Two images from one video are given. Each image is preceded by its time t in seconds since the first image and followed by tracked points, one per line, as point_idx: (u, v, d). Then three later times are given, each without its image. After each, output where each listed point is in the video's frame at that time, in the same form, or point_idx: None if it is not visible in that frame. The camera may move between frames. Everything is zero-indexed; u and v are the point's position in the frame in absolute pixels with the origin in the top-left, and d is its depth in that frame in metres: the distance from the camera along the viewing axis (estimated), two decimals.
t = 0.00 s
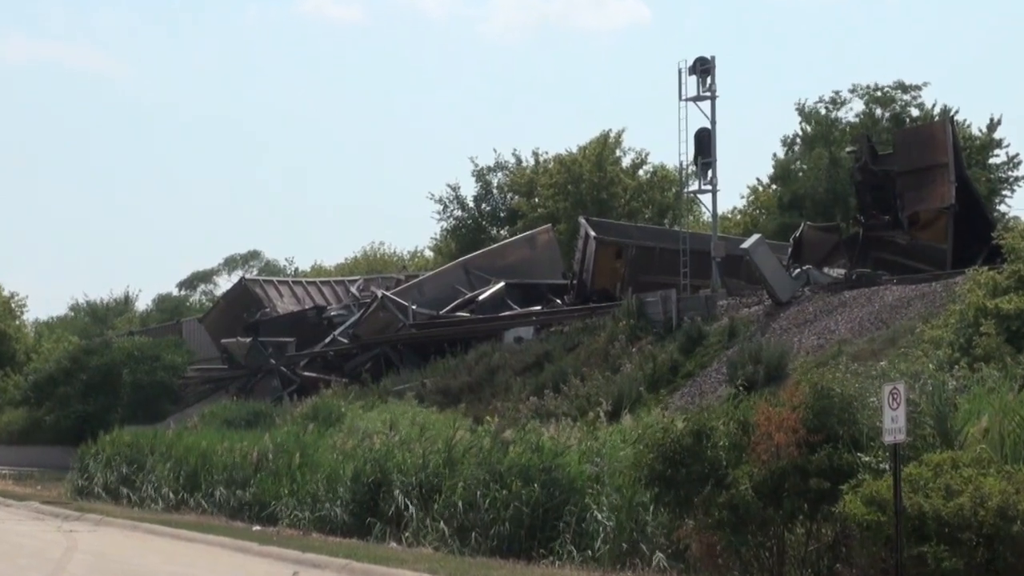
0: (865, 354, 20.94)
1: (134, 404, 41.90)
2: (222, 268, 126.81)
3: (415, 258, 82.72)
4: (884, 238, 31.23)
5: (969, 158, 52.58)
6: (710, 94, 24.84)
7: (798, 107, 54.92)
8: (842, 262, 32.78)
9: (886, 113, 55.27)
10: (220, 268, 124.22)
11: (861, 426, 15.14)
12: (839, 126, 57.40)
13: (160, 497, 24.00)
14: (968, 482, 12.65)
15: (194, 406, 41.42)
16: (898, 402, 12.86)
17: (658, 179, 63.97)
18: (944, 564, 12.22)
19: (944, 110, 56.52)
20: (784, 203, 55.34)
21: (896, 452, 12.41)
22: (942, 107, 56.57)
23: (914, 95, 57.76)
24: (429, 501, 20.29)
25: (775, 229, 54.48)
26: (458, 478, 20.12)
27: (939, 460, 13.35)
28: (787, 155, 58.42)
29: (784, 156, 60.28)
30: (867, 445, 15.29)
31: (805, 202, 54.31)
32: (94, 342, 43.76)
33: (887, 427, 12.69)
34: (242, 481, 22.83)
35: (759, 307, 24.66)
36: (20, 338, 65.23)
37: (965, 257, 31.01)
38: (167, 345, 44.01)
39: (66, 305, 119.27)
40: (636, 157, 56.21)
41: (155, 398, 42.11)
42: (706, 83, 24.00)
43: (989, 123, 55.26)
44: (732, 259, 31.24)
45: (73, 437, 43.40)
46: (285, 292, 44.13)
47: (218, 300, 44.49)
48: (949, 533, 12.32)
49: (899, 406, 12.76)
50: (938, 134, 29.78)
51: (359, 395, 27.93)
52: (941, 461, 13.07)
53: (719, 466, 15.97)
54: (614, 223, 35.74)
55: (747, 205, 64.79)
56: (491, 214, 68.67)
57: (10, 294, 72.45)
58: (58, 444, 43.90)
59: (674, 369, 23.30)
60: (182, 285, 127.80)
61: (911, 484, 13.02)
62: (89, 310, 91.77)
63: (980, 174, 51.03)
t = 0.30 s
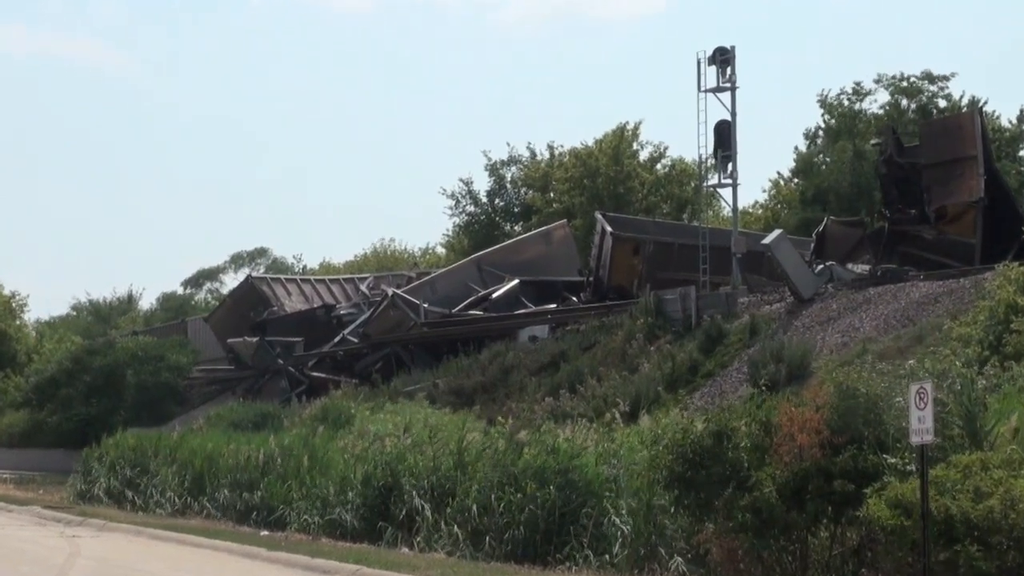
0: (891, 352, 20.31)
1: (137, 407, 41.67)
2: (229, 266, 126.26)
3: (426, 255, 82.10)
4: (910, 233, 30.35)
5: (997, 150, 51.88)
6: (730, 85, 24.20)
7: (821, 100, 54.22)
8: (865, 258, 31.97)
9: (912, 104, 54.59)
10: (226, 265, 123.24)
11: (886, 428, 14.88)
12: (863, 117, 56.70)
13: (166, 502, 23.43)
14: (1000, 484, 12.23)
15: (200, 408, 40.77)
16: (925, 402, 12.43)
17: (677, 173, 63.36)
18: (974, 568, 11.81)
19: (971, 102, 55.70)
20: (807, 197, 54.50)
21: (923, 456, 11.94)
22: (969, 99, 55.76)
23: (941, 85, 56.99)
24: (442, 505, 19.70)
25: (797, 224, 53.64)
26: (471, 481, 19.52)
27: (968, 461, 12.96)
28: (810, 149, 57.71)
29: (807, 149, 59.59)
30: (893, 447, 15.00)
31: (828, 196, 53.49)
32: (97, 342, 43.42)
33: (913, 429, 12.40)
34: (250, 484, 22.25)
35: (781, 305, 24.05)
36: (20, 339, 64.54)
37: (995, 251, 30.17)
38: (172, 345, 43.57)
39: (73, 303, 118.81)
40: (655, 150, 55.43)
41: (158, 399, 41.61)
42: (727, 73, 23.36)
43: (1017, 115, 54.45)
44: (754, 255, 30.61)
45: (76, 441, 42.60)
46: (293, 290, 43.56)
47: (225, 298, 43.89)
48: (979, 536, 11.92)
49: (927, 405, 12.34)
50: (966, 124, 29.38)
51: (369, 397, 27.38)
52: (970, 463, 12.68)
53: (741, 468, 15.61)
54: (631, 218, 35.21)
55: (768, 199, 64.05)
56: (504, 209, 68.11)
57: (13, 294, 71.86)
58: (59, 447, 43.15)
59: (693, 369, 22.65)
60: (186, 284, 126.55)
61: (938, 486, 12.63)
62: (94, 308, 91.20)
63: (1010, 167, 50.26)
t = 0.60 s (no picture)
0: (919, 352, 19.64)
1: (141, 407, 40.94)
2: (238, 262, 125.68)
3: (439, 252, 81.38)
4: (938, 228, 29.64)
5: None
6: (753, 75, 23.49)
7: (846, 91, 53.14)
8: (892, 255, 31.27)
9: (941, 96, 53.84)
10: (232, 261, 122.31)
11: (914, 429, 14.35)
12: (889, 109, 55.97)
13: (171, 506, 22.86)
14: None
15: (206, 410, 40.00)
16: (955, 402, 11.92)
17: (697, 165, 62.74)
18: None
19: (1001, 93, 54.85)
20: (831, 192, 53.10)
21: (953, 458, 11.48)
22: (1000, 90, 54.89)
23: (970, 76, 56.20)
24: (455, 510, 19.09)
25: (821, 219, 52.36)
26: (486, 485, 18.94)
27: (1000, 460, 12.39)
28: (833, 142, 56.58)
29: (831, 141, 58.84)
30: (921, 449, 14.50)
31: (854, 190, 52.14)
32: (101, 342, 42.93)
33: (942, 429, 11.92)
34: (258, 487, 21.67)
35: (805, 303, 23.40)
36: (20, 339, 64.09)
37: None
38: (177, 344, 43.05)
39: (82, 300, 118.31)
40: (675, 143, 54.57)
41: (161, 400, 41.04)
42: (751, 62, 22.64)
43: None
44: (775, 251, 30.07)
45: (78, 443, 42.01)
46: (302, 288, 42.96)
47: (231, 296, 43.17)
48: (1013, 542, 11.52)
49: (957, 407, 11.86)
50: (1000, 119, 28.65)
51: (380, 398, 26.79)
52: (1003, 464, 12.13)
53: (762, 471, 15.03)
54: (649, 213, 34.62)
55: (791, 194, 63.12)
56: (519, 204, 67.53)
57: (16, 291, 71.39)
58: (61, 450, 42.50)
59: (714, 369, 22.02)
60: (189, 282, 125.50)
61: (968, 488, 12.16)
62: (95, 307, 90.69)
63: None
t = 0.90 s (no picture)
0: (948, 352, 18.94)
1: (144, 408, 40.45)
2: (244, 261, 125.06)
3: (451, 249, 80.50)
4: (967, 224, 28.69)
5: None
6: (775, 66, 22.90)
7: (871, 82, 51.31)
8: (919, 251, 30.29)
9: (969, 87, 53.10)
10: (238, 259, 121.13)
11: (942, 430, 14.02)
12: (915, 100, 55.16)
13: (176, 510, 22.33)
14: None
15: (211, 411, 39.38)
16: (985, 403, 11.28)
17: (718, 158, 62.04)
18: None
19: None
20: (856, 185, 51.33)
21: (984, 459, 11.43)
22: None
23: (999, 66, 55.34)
24: (468, 514, 18.51)
25: (847, 215, 50.48)
26: (501, 488, 18.39)
27: None
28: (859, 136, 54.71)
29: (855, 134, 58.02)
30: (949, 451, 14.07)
31: (879, 185, 50.19)
32: (104, 342, 42.44)
33: (971, 431, 11.33)
34: (265, 491, 21.11)
35: (828, 301, 22.74)
36: (20, 338, 63.79)
37: None
38: (181, 344, 42.53)
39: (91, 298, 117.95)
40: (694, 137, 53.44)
41: (164, 401, 40.52)
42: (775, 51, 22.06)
43: None
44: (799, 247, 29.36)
45: (79, 445, 41.34)
46: (309, 286, 42.38)
47: (237, 294, 42.56)
48: None
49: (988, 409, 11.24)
50: None
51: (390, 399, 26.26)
52: None
53: (786, 474, 14.55)
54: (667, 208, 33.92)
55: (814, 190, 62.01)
56: (534, 200, 66.90)
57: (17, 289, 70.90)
58: (63, 452, 41.83)
59: (735, 369, 21.41)
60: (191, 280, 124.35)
61: (1001, 492, 12.09)
62: (97, 306, 90.10)
63: None
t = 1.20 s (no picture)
0: (977, 352, 18.35)
1: (147, 410, 40.09)
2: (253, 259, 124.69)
3: (464, 246, 79.73)
4: (998, 220, 27.91)
5: None
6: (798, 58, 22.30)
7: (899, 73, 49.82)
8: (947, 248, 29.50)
9: (999, 78, 52.41)
10: (246, 255, 120.19)
11: (972, 432, 13.45)
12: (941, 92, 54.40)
13: (178, 515, 21.77)
14: None
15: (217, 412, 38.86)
16: (1017, 405, 10.64)
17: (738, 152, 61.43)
18: None
19: None
20: (882, 180, 50.06)
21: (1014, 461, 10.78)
22: None
23: None
24: (479, 521, 17.98)
25: (872, 211, 48.88)
26: (515, 494, 17.82)
27: None
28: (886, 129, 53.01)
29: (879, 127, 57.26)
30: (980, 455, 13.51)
31: (907, 179, 48.53)
32: (106, 342, 41.95)
33: (1002, 433, 10.68)
34: (271, 495, 20.53)
35: (853, 299, 22.16)
36: (21, 338, 63.49)
37: None
38: (186, 344, 42.02)
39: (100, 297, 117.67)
40: (714, 131, 52.45)
41: (168, 402, 40.03)
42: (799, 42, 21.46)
43: None
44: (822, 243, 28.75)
45: (81, 448, 40.90)
46: (317, 284, 41.84)
47: (243, 293, 42.01)
48: None
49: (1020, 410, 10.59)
50: None
51: (401, 401, 25.76)
52: None
53: (809, 478, 13.92)
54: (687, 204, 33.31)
55: (837, 185, 61.07)
56: (549, 195, 66.29)
57: (19, 287, 70.47)
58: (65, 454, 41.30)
59: (757, 370, 20.83)
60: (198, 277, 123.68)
61: None
62: (101, 304, 89.61)
63: None
